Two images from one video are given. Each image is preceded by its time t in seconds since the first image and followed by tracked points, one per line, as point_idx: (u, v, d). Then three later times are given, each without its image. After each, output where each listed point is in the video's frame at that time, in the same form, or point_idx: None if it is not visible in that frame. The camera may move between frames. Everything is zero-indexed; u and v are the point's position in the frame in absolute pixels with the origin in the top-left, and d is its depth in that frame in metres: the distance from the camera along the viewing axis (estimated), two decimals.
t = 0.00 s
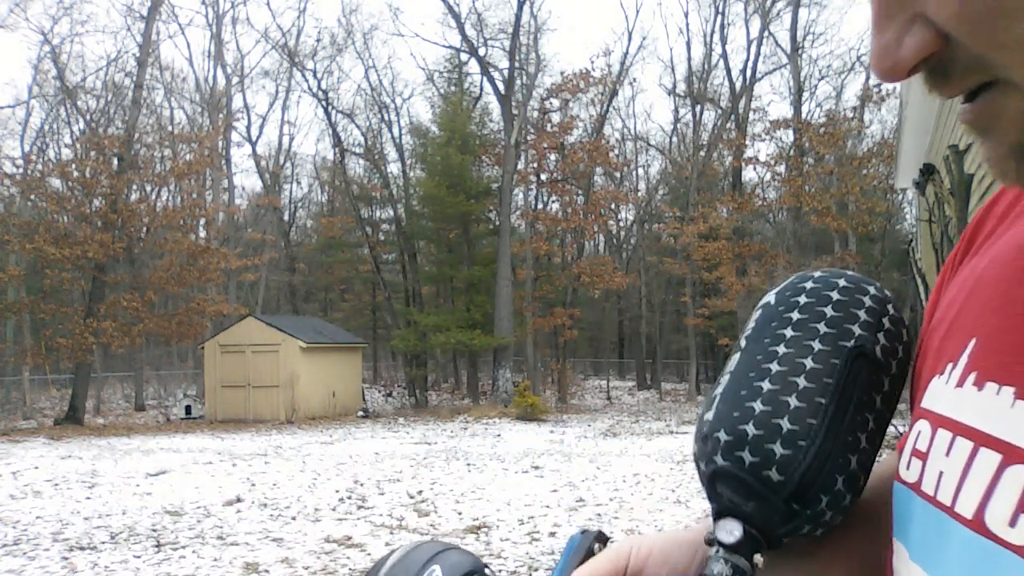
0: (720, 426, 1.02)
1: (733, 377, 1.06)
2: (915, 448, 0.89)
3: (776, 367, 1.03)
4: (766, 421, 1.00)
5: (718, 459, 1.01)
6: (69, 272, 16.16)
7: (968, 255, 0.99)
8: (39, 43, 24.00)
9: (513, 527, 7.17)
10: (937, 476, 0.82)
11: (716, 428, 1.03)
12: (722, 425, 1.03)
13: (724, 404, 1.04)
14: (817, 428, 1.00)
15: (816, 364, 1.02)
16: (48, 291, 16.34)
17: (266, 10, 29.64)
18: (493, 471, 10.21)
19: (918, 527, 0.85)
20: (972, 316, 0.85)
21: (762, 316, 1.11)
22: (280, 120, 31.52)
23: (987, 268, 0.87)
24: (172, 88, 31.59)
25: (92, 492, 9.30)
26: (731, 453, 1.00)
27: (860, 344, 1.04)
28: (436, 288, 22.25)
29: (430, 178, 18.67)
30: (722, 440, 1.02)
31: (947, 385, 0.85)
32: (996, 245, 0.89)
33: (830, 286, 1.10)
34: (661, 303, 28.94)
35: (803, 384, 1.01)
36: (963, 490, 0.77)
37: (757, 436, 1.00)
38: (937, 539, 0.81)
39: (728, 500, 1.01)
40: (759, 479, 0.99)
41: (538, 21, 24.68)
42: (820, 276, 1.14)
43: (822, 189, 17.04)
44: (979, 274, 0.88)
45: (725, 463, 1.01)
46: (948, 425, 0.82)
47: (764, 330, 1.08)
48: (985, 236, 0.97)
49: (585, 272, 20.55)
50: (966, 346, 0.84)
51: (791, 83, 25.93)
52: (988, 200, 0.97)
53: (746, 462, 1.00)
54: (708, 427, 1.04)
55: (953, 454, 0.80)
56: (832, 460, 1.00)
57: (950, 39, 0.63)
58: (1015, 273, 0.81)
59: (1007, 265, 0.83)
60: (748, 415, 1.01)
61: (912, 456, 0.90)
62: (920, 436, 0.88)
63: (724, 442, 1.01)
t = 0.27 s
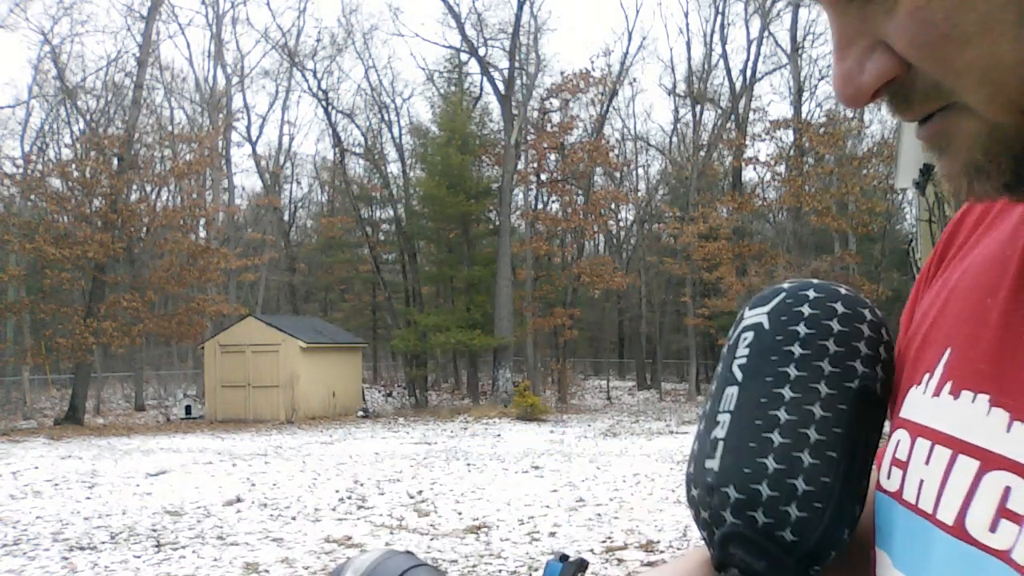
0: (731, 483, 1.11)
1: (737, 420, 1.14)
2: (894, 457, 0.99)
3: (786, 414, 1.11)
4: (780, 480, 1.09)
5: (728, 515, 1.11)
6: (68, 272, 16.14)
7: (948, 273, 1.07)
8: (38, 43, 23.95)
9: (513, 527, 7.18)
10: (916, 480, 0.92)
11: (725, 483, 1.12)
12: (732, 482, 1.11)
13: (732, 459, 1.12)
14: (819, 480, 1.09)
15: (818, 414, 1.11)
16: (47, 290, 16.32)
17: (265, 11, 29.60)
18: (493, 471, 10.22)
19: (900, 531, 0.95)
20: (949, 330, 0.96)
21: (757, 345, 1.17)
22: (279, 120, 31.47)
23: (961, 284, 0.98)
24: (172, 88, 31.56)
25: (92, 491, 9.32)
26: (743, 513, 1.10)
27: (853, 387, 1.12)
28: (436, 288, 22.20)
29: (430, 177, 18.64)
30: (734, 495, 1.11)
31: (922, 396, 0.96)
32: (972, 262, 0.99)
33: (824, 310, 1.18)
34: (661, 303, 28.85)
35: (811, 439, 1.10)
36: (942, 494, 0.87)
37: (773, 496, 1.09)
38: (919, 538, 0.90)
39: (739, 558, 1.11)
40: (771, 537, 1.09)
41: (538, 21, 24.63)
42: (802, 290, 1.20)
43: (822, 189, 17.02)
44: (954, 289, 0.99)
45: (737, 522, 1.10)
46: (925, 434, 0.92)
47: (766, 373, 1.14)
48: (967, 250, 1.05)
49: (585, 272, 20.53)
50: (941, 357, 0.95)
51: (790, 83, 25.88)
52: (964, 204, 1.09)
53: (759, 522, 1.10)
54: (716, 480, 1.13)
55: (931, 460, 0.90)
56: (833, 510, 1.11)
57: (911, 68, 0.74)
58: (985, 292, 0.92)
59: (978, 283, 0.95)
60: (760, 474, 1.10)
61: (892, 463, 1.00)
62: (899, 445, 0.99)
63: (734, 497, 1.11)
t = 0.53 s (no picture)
0: (754, 493, 1.07)
1: (760, 425, 1.09)
2: (885, 455, 0.98)
3: (808, 423, 1.07)
4: (808, 491, 1.05)
5: (752, 527, 1.07)
6: (68, 272, 16.13)
7: (937, 272, 1.06)
8: (38, 43, 23.96)
9: (513, 527, 7.18)
10: (908, 481, 0.91)
11: (745, 495, 1.08)
12: (754, 494, 1.07)
13: (758, 467, 1.08)
14: (848, 487, 1.05)
15: (843, 419, 1.07)
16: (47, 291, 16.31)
17: (265, 11, 29.62)
18: (493, 471, 10.21)
19: (891, 529, 0.95)
20: (940, 325, 0.95)
21: (777, 342, 1.12)
22: (280, 120, 31.48)
23: (952, 281, 0.97)
24: (172, 88, 31.57)
25: (92, 492, 9.31)
26: (767, 524, 1.06)
27: (877, 391, 1.08)
28: (436, 288, 22.19)
29: (430, 178, 18.62)
30: (756, 508, 1.07)
31: (913, 390, 0.95)
32: (961, 259, 0.99)
33: (843, 306, 1.14)
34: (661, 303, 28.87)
35: (839, 449, 1.06)
36: (934, 492, 0.86)
37: (800, 508, 1.05)
38: (911, 535, 0.89)
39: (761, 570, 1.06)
40: (794, 551, 1.05)
41: (538, 21, 24.62)
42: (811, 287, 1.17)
43: (823, 189, 17.01)
44: (942, 286, 0.99)
45: (760, 534, 1.06)
46: (917, 431, 0.91)
47: (788, 374, 1.10)
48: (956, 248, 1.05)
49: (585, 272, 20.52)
50: (930, 356, 0.94)
51: (790, 83, 25.88)
52: (954, 200, 1.09)
53: (783, 533, 1.05)
54: (739, 488, 1.09)
55: (923, 459, 0.89)
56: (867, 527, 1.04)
57: (919, 47, 0.74)
58: (977, 288, 0.92)
59: (968, 278, 0.94)
60: (785, 485, 1.05)
61: (884, 464, 0.99)
62: (891, 444, 0.97)
63: (757, 511, 1.07)
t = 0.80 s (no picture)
0: (764, 496, 1.06)
1: (765, 426, 1.08)
2: (886, 451, 0.99)
3: (814, 423, 1.06)
4: (819, 489, 1.04)
5: (762, 531, 1.06)
6: (68, 272, 16.13)
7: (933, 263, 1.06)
8: (38, 43, 23.96)
9: (513, 527, 7.19)
10: (910, 474, 0.92)
11: (754, 497, 1.07)
12: (764, 496, 1.06)
13: (764, 468, 1.07)
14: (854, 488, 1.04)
15: (851, 420, 1.06)
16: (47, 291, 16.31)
17: (265, 10, 29.58)
18: (493, 471, 10.22)
19: (892, 525, 0.95)
20: (938, 320, 0.95)
21: (778, 340, 1.11)
22: (280, 120, 31.45)
23: (949, 273, 0.96)
24: (172, 88, 31.54)
25: (92, 492, 9.32)
26: (777, 527, 1.05)
27: (879, 386, 1.06)
28: (436, 288, 22.18)
29: (430, 178, 18.61)
30: (766, 510, 1.06)
31: (913, 387, 0.95)
32: (957, 251, 0.99)
33: (837, 302, 1.12)
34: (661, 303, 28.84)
35: (847, 447, 1.05)
36: (937, 489, 0.87)
37: (810, 505, 1.04)
38: (913, 534, 0.90)
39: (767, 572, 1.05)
40: (805, 552, 1.04)
41: (538, 20, 24.57)
42: (806, 281, 1.16)
43: (823, 189, 16.98)
44: (941, 278, 0.97)
45: (771, 535, 1.05)
46: (918, 428, 0.92)
47: (789, 372, 1.09)
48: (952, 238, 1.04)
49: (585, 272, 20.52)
50: (930, 350, 0.94)
51: (791, 83, 25.84)
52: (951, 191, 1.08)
53: (794, 536, 1.05)
54: (748, 493, 1.07)
55: (926, 456, 0.89)
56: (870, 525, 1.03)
57: (967, 10, 0.71)
58: (976, 279, 0.91)
59: (968, 269, 0.93)
60: (795, 486, 1.05)
61: (884, 458, 1.00)
62: (891, 439, 0.98)
63: (766, 512, 1.06)
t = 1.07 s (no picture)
0: (760, 503, 0.93)
1: (756, 431, 0.97)
2: (890, 454, 0.84)
3: (808, 424, 0.93)
4: (814, 495, 0.91)
5: (759, 541, 0.94)
6: (69, 272, 16.13)
7: (935, 252, 0.90)
8: (39, 44, 24.05)
9: (513, 527, 7.18)
10: (919, 478, 0.77)
11: (750, 506, 0.94)
12: (761, 504, 0.93)
13: (758, 475, 0.95)
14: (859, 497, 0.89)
15: (848, 426, 0.91)
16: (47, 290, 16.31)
17: (265, 11, 29.64)
18: (493, 471, 10.21)
19: (899, 543, 0.81)
20: (945, 312, 0.79)
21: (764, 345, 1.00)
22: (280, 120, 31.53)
23: (958, 261, 0.81)
24: (173, 88, 31.60)
25: (92, 492, 9.30)
26: (776, 535, 0.92)
27: (876, 388, 0.91)
28: (436, 288, 22.22)
29: (430, 178, 18.62)
30: (762, 520, 0.93)
31: (918, 386, 0.80)
32: (963, 237, 0.83)
33: (823, 302, 0.99)
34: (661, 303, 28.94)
35: (843, 449, 0.90)
36: (949, 495, 0.71)
37: (809, 518, 0.91)
38: (924, 550, 0.74)
39: None
40: (807, 565, 0.91)
41: (538, 21, 24.64)
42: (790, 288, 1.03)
43: (823, 189, 17.02)
44: (947, 261, 0.83)
45: (771, 549, 0.93)
46: (923, 428, 0.77)
47: (779, 373, 0.96)
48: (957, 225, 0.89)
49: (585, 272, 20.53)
50: (936, 347, 0.79)
51: (790, 83, 25.91)
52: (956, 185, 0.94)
53: (793, 544, 0.92)
54: (744, 502, 0.95)
55: (933, 456, 0.74)
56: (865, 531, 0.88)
57: None
58: (990, 256, 0.76)
59: (982, 255, 0.77)
60: (791, 493, 0.92)
61: (887, 462, 0.85)
62: (894, 442, 0.84)
63: (763, 522, 0.93)
